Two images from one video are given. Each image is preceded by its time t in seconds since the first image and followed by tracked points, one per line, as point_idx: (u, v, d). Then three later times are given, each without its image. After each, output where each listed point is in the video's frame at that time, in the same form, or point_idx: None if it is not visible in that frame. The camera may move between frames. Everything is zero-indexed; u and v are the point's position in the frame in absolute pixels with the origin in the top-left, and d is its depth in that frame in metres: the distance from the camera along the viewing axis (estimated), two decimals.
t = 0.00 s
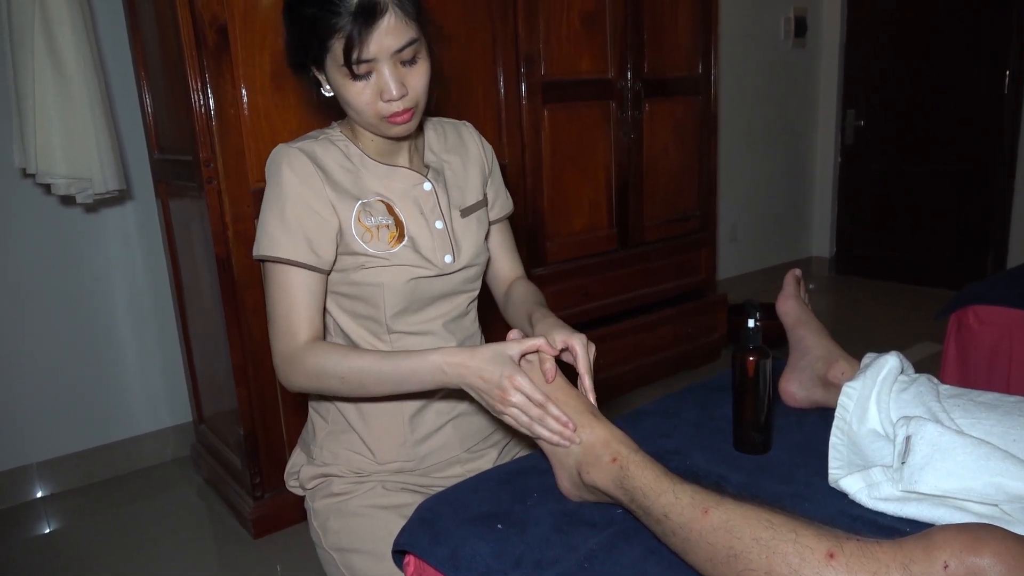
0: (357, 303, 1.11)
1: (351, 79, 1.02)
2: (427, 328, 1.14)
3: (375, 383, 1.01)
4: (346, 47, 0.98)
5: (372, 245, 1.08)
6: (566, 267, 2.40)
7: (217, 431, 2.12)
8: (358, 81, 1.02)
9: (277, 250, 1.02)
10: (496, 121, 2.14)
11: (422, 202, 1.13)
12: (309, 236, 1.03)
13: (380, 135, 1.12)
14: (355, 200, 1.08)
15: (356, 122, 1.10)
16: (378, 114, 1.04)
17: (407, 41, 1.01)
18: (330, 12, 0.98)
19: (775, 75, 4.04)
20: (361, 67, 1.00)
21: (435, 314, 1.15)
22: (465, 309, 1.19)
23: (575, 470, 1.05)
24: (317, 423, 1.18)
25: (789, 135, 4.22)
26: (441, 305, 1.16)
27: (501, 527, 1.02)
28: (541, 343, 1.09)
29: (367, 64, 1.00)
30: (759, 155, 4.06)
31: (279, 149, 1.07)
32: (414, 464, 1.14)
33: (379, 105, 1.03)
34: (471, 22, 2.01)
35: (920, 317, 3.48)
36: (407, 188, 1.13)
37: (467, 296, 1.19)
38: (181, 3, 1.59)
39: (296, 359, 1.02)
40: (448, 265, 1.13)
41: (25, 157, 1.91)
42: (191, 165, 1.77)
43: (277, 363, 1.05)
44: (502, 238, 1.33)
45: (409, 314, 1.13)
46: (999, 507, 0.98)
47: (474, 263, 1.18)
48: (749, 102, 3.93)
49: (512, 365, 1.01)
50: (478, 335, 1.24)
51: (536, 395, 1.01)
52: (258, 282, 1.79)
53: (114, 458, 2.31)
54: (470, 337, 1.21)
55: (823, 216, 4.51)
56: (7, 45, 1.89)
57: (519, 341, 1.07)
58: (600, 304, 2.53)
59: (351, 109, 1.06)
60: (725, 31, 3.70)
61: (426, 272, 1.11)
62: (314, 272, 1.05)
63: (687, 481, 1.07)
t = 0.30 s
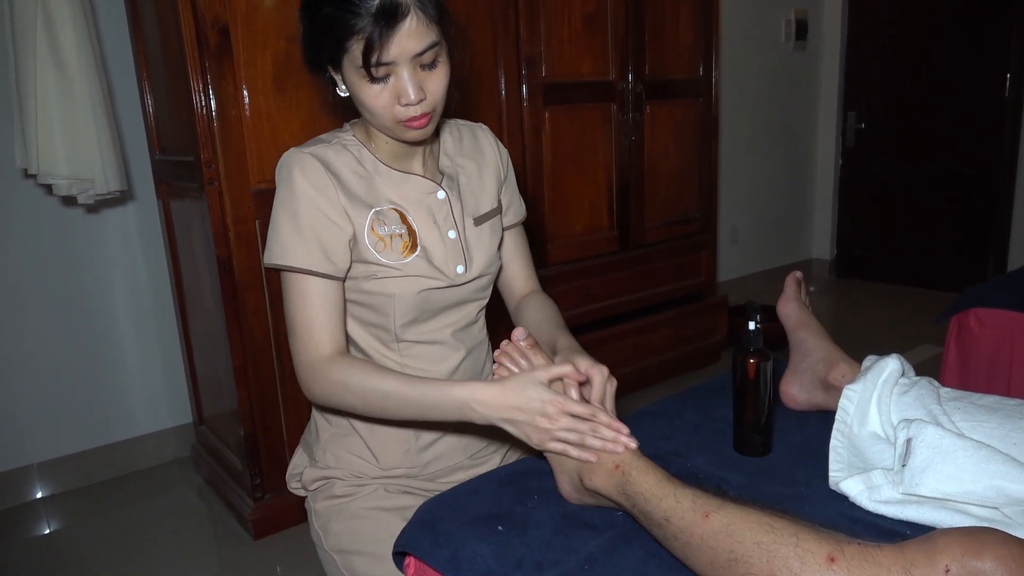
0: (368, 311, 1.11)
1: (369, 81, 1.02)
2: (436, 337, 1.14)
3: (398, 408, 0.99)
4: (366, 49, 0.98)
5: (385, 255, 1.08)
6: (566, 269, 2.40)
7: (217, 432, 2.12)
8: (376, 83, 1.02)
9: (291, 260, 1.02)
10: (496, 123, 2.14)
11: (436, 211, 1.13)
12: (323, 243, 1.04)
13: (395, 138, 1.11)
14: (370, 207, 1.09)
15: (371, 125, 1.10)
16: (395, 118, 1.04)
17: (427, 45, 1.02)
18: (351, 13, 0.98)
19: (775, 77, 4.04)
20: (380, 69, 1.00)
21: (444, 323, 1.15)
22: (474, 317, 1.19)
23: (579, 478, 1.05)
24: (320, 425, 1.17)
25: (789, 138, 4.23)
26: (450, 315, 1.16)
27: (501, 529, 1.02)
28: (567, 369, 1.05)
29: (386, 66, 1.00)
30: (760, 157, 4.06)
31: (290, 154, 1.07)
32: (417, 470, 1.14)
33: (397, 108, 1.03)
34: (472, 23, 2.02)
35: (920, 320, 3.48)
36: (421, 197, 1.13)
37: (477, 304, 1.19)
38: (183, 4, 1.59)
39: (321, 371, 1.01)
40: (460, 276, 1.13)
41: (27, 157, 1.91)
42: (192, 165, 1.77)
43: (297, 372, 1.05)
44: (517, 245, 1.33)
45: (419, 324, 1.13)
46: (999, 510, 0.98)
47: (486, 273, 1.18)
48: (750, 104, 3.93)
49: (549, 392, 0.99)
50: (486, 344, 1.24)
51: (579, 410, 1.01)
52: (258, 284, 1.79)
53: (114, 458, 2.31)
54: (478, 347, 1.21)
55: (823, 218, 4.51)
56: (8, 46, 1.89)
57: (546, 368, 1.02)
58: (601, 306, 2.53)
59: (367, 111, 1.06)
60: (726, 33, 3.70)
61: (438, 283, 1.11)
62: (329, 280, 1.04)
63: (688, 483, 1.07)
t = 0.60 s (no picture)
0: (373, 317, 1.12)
1: (375, 82, 1.02)
2: (441, 344, 1.14)
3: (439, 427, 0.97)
4: (372, 48, 0.98)
5: (393, 262, 1.08)
6: (567, 271, 2.40)
7: (217, 433, 2.12)
8: (382, 84, 1.02)
9: (307, 266, 1.02)
10: (496, 125, 2.14)
11: (443, 219, 1.13)
12: (337, 248, 1.04)
13: (402, 140, 1.11)
14: (377, 215, 1.09)
15: (377, 126, 1.10)
16: (402, 119, 1.05)
17: (434, 43, 1.02)
18: (356, 12, 0.98)
19: (776, 79, 4.04)
20: (387, 69, 1.01)
21: (449, 330, 1.15)
22: (479, 324, 1.19)
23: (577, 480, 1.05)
24: (322, 427, 1.17)
25: (790, 140, 4.23)
26: (455, 322, 1.16)
27: (501, 531, 1.02)
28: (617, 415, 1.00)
29: (392, 66, 1.01)
30: (760, 159, 4.06)
31: (297, 160, 1.08)
32: (417, 476, 1.14)
33: (403, 109, 1.03)
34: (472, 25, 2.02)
35: (920, 322, 3.48)
36: (428, 206, 1.13)
37: (482, 311, 1.19)
38: (184, 6, 1.60)
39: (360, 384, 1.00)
40: (466, 284, 1.13)
41: (27, 158, 1.91)
42: (193, 166, 1.77)
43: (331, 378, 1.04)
44: (530, 248, 1.29)
45: (425, 330, 1.13)
46: (998, 514, 0.98)
47: (492, 280, 1.18)
48: (750, 106, 3.93)
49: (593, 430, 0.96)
50: (491, 350, 1.24)
51: (622, 451, 0.97)
52: (259, 286, 1.79)
53: (113, 459, 2.31)
54: (483, 354, 1.21)
55: (823, 220, 4.52)
56: (9, 47, 1.90)
57: (595, 410, 0.99)
58: (601, 308, 2.53)
59: (373, 112, 1.06)
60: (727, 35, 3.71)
61: (444, 291, 1.11)
62: (348, 282, 1.04)
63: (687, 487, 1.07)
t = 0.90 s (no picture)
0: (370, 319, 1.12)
1: (361, 78, 1.02)
2: (436, 346, 1.14)
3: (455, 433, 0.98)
4: (356, 44, 0.99)
5: (389, 264, 1.08)
6: (566, 273, 2.40)
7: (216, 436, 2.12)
8: (368, 80, 1.03)
9: (310, 267, 1.02)
10: (496, 127, 2.14)
11: (438, 222, 1.13)
12: (339, 248, 1.04)
13: (393, 140, 1.11)
14: (372, 217, 1.09)
15: (367, 126, 1.11)
16: (390, 115, 1.05)
17: (418, 37, 1.02)
18: (338, 8, 0.99)
19: (776, 81, 4.05)
20: (371, 65, 1.01)
21: (444, 332, 1.15)
22: (474, 326, 1.19)
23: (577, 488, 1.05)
24: (319, 430, 1.16)
25: (790, 142, 4.23)
26: (450, 324, 1.16)
27: (498, 534, 1.02)
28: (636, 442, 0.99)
29: (377, 61, 1.01)
30: (760, 161, 4.06)
31: (291, 164, 1.08)
32: (414, 478, 1.14)
33: (391, 104, 1.04)
34: (472, 29, 2.02)
35: (920, 325, 3.48)
36: (422, 208, 1.13)
37: (477, 313, 1.19)
38: (183, 8, 1.60)
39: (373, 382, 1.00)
40: (461, 286, 1.13)
41: (27, 161, 1.91)
42: (192, 169, 1.77)
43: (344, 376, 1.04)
44: (525, 251, 1.28)
45: (420, 332, 1.13)
46: (995, 517, 0.98)
47: (487, 283, 1.18)
48: (750, 109, 3.93)
49: (604, 463, 0.95)
50: (487, 352, 1.24)
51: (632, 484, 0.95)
52: (259, 288, 1.79)
53: (113, 461, 2.31)
54: (478, 355, 1.21)
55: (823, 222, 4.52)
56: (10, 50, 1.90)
57: (611, 435, 0.98)
58: (601, 310, 2.53)
59: (362, 111, 1.06)
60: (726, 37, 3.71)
61: (438, 293, 1.11)
62: (352, 280, 1.04)
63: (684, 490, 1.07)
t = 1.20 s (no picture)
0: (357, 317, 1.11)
1: (337, 78, 1.03)
2: (424, 340, 1.14)
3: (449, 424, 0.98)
4: (329, 45, 1.00)
5: (372, 258, 1.09)
6: (566, 275, 2.41)
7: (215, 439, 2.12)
8: (344, 79, 1.03)
9: (294, 264, 1.03)
10: (494, 130, 2.14)
11: (418, 216, 1.14)
12: (322, 244, 1.04)
13: (371, 139, 1.12)
14: (353, 214, 1.09)
15: (346, 127, 1.11)
16: (366, 113, 1.05)
17: (390, 37, 1.03)
18: (310, 10, 0.99)
19: (774, 82, 4.05)
20: (346, 65, 1.02)
21: (432, 325, 1.15)
22: (462, 321, 1.19)
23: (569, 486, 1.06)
24: (314, 432, 1.16)
25: (788, 143, 4.23)
26: (437, 318, 1.15)
27: (495, 537, 1.02)
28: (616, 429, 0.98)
29: (351, 60, 1.02)
30: (758, 162, 4.06)
31: (273, 167, 1.08)
32: (411, 474, 1.14)
33: (367, 103, 1.04)
34: (471, 32, 2.03)
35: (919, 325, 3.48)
36: (402, 204, 1.13)
37: (464, 308, 1.19)
38: (180, 11, 1.60)
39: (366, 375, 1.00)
40: (445, 279, 1.13)
41: (24, 164, 1.91)
42: (190, 172, 1.77)
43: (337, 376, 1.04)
44: (505, 246, 1.28)
45: (408, 326, 1.13)
46: (993, 518, 0.98)
47: (472, 276, 1.18)
48: (747, 110, 3.93)
49: (581, 462, 0.95)
50: (477, 347, 1.23)
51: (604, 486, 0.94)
52: (258, 291, 1.79)
53: (112, 464, 2.31)
54: (469, 349, 1.20)
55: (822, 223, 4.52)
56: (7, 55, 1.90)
57: (596, 427, 0.96)
58: (600, 312, 2.53)
59: (339, 111, 1.07)
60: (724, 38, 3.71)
61: (423, 285, 1.11)
62: (339, 275, 1.04)
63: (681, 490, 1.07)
